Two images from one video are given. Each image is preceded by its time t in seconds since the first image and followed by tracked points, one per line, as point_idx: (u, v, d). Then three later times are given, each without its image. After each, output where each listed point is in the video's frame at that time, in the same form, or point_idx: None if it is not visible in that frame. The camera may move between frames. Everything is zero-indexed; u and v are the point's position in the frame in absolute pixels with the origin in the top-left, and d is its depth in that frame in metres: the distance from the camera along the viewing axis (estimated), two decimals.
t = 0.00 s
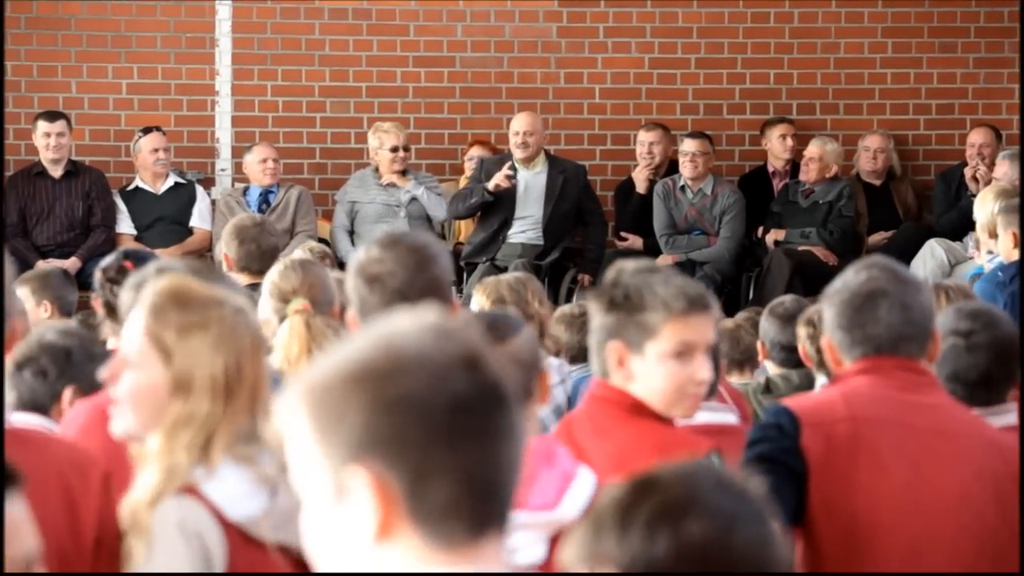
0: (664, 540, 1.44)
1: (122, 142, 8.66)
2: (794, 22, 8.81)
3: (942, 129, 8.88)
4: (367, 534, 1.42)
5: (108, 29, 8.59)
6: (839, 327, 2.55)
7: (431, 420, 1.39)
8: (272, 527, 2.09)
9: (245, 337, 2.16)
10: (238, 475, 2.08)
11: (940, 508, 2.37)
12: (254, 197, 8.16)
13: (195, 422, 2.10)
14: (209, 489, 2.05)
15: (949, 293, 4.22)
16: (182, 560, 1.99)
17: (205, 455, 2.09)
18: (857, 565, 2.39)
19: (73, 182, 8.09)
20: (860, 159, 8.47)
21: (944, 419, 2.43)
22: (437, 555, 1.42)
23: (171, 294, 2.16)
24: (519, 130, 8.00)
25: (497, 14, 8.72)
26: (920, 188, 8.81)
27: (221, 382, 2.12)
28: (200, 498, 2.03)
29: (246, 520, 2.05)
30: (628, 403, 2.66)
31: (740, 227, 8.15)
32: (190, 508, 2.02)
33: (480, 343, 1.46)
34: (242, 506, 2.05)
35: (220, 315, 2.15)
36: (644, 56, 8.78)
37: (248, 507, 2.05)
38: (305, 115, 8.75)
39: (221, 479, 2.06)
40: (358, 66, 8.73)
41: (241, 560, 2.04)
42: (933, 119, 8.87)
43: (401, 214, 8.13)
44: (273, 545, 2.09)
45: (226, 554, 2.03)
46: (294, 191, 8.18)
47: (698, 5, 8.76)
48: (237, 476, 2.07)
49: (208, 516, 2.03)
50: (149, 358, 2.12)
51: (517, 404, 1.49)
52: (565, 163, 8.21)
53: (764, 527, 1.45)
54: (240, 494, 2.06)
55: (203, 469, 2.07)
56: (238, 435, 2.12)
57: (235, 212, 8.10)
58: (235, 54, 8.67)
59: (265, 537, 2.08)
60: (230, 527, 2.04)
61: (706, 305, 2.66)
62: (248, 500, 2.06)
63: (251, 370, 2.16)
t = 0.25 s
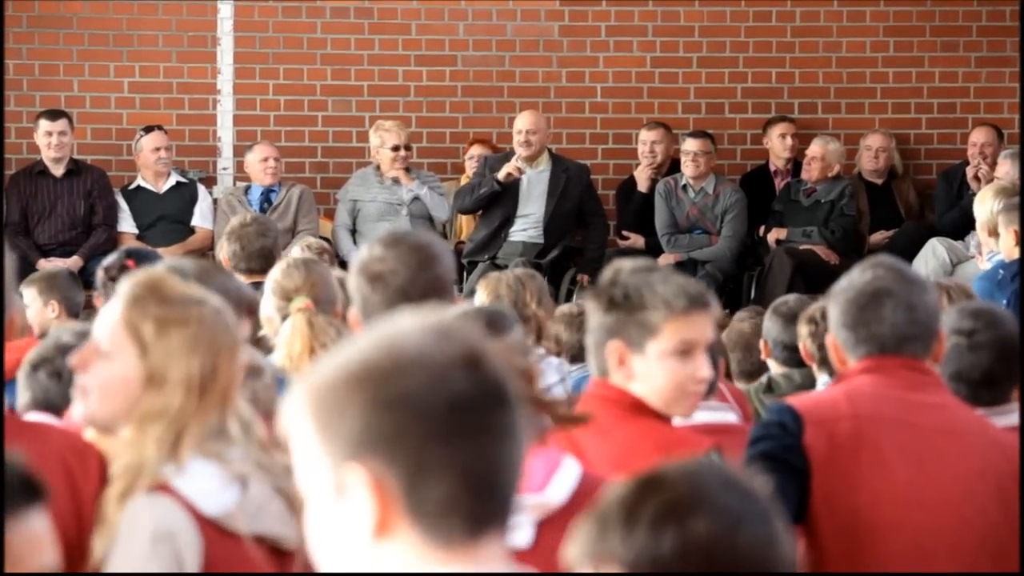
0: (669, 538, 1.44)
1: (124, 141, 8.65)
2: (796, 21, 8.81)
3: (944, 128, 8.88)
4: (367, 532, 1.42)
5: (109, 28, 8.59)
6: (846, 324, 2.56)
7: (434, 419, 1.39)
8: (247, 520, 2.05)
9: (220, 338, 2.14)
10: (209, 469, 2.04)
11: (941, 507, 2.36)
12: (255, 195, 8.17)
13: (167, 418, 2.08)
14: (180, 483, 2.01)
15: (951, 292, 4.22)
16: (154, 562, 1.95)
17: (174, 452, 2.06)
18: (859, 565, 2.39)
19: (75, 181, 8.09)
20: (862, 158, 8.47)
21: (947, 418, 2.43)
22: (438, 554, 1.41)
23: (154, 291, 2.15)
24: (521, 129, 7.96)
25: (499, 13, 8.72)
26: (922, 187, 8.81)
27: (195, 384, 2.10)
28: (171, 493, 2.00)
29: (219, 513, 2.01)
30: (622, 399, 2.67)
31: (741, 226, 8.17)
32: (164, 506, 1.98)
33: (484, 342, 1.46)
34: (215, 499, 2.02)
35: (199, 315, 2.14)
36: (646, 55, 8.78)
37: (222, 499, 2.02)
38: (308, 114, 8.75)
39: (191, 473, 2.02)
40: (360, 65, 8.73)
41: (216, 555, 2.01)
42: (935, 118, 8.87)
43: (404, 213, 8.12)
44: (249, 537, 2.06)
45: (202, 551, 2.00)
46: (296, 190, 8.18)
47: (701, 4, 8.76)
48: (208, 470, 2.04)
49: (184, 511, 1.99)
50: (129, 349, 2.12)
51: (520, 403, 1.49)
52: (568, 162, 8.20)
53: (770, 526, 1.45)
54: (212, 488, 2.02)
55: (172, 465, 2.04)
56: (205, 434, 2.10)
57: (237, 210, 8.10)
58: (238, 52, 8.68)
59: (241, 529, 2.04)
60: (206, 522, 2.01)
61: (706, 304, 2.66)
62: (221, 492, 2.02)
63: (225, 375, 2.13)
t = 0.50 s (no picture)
0: (668, 537, 1.44)
1: (124, 140, 8.65)
2: (797, 20, 8.81)
3: (945, 127, 8.87)
4: (374, 531, 1.41)
5: (110, 27, 8.60)
6: (848, 321, 2.55)
7: (440, 418, 1.40)
8: (245, 514, 2.03)
9: (201, 336, 2.09)
10: (203, 466, 2.02)
11: (941, 506, 2.37)
12: (257, 194, 8.17)
13: (151, 416, 2.05)
14: (177, 481, 1.99)
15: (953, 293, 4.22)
16: (148, 559, 1.94)
17: (162, 450, 2.04)
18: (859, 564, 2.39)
19: (76, 180, 8.09)
20: (863, 157, 8.47)
21: (949, 416, 2.42)
22: (444, 554, 1.41)
23: (137, 290, 2.12)
24: (523, 128, 7.97)
25: (499, 11, 8.72)
26: (923, 185, 8.80)
27: (177, 382, 2.06)
28: (168, 491, 1.98)
29: (217, 507, 2.00)
30: (622, 396, 2.68)
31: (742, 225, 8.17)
32: (156, 503, 1.96)
33: (490, 344, 1.47)
34: (213, 495, 2.00)
35: (182, 312, 2.10)
36: (647, 54, 8.79)
37: (219, 496, 2.00)
38: (308, 113, 8.75)
39: (185, 470, 2.00)
40: (361, 64, 8.72)
41: (215, 550, 2.00)
42: (936, 117, 8.87)
43: (404, 213, 8.12)
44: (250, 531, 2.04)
45: (202, 545, 1.98)
46: (297, 189, 8.18)
47: (701, 3, 8.76)
48: (201, 466, 2.01)
49: (177, 507, 1.97)
50: (109, 347, 2.09)
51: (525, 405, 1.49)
52: (569, 163, 8.21)
53: (772, 526, 1.45)
54: (206, 484, 2.00)
55: (163, 464, 2.02)
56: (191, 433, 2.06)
57: (238, 209, 8.11)
58: (238, 51, 8.68)
59: (240, 523, 2.03)
60: (205, 519, 1.99)
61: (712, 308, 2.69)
62: (216, 489, 2.00)
63: (207, 374, 2.09)
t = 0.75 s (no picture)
0: (668, 534, 1.44)
1: (126, 139, 8.65)
2: (798, 17, 8.80)
3: (946, 124, 8.87)
4: (372, 533, 1.41)
5: (111, 25, 8.60)
6: (849, 318, 2.56)
7: (441, 419, 1.39)
8: (233, 509, 2.03)
9: (187, 332, 2.08)
10: (189, 464, 2.02)
11: (940, 503, 2.36)
12: (258, 192, 8.17)
13: (136, 411, 2.05)
14: (163, 478, 1.99)
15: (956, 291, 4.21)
16: (132, 556, 1.92)
17: (147, 446, 2.04)
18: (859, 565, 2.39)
19: (77, 178, 8.09)
20: (865, 155, 8.47)
21: (949, 414, 2.42)
22: (440, 553, 1.41)
23: (128, 287, 2.12)
24: (524, 127, 8.05)
25: (500, 10, 8.72)
26: (925, 183, 8.79)
27: (161, 379, 2.05)
28: (154, 487, 1.98)
29: (206, 502, 2.00)
30: (620, 392, 2.70)
31: (743, 223, 8.16)
32: (144, 500, 1.96)
33: (490, 345, 1.47)
34: (199, 490, 2.00)
35: (170, 309, 2.09)
36: (648, 52, 8.79)
37: (207, 492, 2.00)
38: (310, 111, 8.75)
39: (170, 467, 2.01)
40: (362, 62, 8.72)
41: (204, 546, 2.00)
42: (937, 114, 8.87)
43: (405, 212, 8.11)
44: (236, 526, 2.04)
45: (189, 543, 1.98)
46: (298, 187, 8.19)
47: None
48: (189, 464, 2.02)
49: (163, 503, 1.97)
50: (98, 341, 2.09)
51: (525, 406, 1.49)
52: (567, 163, 8.19)
53: (770, 524, 1.45)
54: (193, 480, 2.00)
55: (150, 461, 2.02)
56: (173, 436, 2.05)
57: (239, 208, 8.12)
58: (240, 50, 8.69)
59: (227, 519, 2.03)
60: (193, 514, 1.99)
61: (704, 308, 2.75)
62: (204, 485, 2.00)
63: (195, 371, 2.07)
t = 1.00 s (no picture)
0: (667, 533, 1.43)
1: (126, 137, 8.66)
2: (798, 16, 8.80)
3: (947, 123, 8.87)
4: (359, 533, 1.43)
5: (112, 24, 8.60)
6: (850, 317, 2.56)
7: (431, 423, 1.40)
8: (225, 505, 2.04)
9: (173, 333, 2.07)
10: (183, 461, 2.02)
11: (939, 501, 2.36)
12: (259, 191, 8.17)
13: (121, 408, 2.04)
14: (151, 470, 1.99)
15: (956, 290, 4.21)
16: (127, 551, 1.92)
17: (132, 444, 2.03)
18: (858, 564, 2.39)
19: (78, 177, 8.10)
20: (865, 153, 8.47)
21: (949, 413, 2.42)
22: (431, 554, 1.41)
23: (119, 287, 2.13)
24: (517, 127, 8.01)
25: (501, 8, 8.72)
26: (925, 182, 8.79)
27: (144, 380, 2.04)
28: (146, 480, 1.98)
29: (197, 498, 2.01)
30: (624, 385, 2.71)
31: (744, 222, 8.16)
32: (139, 496, 1.96)
33: (485, 345, 1.46)
34: (190, 486, 2.00)
35: (159, 309, 2.09)
36: (648, 50, 8.79)
37: (199, 488, 2.01)
38: (310, 109, 8.75)
39: (161, 462, 2.00)
40: (362, 61, 8.72)
41: (196, 541, 2.00)
42: (938, 113, 8.86)
43: (406, 209, 8.12)
44: (228, 521, 2.05)
45: (181, 538, 1.98)
46: (299, 186, 8.19)
47: None
48: (183, 460, 2.01)
49: (157, 500, 1.97)
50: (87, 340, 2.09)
51: (521, 406, 1.49)
52: (560, 163, 8.13)
53: (768, 523, 1.45)
54: (186, 477, 2.00)
55: (137, 457, 2.02)
56: (159, 436, 2.03)
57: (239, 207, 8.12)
58: (240, 48, 8.68)
59: (218, 514, 2.03)
60: (185, 509, 2.00)
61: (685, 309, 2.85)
62: (197, 482, 2.01)
63: (181, 372, 2.06)
